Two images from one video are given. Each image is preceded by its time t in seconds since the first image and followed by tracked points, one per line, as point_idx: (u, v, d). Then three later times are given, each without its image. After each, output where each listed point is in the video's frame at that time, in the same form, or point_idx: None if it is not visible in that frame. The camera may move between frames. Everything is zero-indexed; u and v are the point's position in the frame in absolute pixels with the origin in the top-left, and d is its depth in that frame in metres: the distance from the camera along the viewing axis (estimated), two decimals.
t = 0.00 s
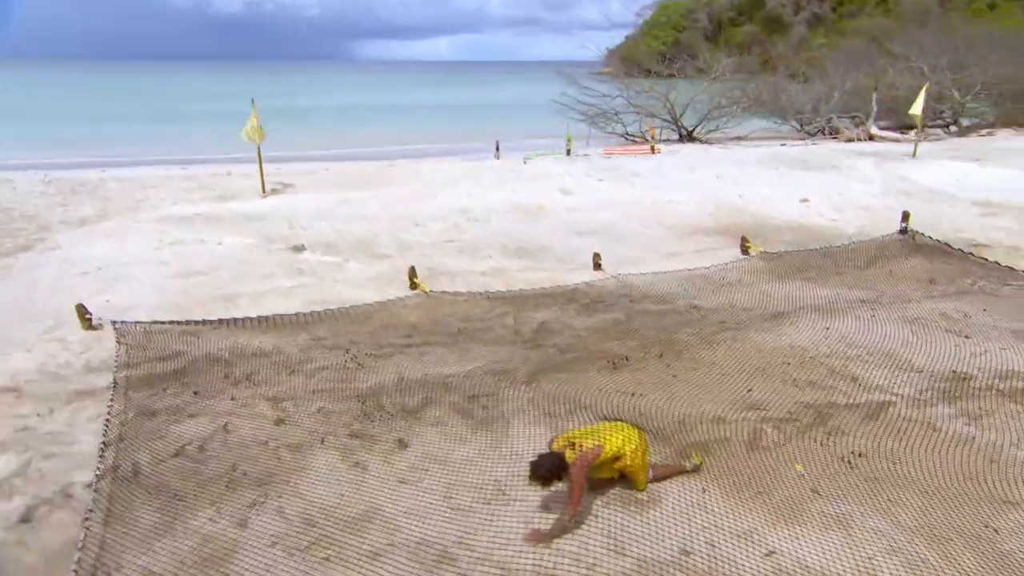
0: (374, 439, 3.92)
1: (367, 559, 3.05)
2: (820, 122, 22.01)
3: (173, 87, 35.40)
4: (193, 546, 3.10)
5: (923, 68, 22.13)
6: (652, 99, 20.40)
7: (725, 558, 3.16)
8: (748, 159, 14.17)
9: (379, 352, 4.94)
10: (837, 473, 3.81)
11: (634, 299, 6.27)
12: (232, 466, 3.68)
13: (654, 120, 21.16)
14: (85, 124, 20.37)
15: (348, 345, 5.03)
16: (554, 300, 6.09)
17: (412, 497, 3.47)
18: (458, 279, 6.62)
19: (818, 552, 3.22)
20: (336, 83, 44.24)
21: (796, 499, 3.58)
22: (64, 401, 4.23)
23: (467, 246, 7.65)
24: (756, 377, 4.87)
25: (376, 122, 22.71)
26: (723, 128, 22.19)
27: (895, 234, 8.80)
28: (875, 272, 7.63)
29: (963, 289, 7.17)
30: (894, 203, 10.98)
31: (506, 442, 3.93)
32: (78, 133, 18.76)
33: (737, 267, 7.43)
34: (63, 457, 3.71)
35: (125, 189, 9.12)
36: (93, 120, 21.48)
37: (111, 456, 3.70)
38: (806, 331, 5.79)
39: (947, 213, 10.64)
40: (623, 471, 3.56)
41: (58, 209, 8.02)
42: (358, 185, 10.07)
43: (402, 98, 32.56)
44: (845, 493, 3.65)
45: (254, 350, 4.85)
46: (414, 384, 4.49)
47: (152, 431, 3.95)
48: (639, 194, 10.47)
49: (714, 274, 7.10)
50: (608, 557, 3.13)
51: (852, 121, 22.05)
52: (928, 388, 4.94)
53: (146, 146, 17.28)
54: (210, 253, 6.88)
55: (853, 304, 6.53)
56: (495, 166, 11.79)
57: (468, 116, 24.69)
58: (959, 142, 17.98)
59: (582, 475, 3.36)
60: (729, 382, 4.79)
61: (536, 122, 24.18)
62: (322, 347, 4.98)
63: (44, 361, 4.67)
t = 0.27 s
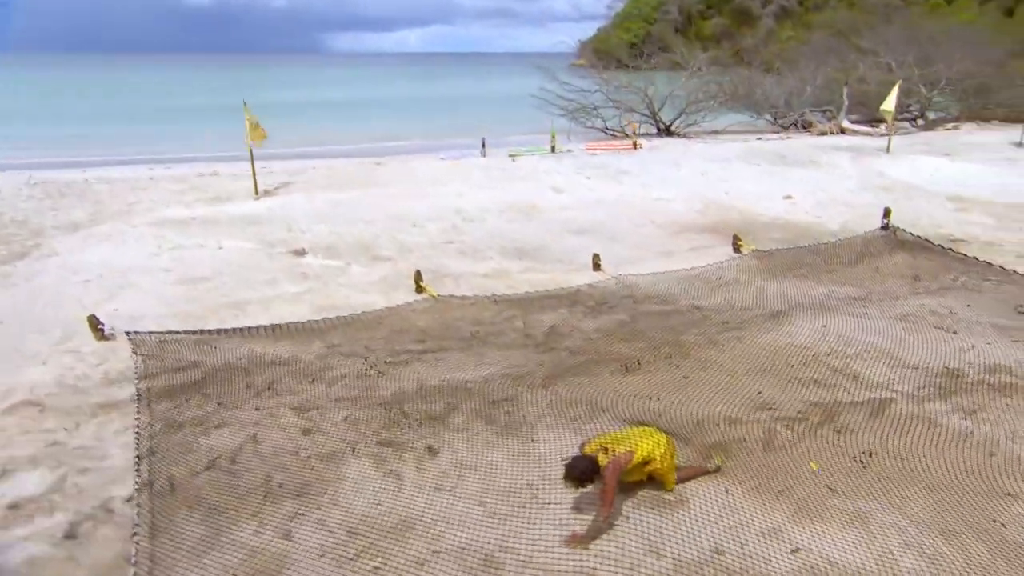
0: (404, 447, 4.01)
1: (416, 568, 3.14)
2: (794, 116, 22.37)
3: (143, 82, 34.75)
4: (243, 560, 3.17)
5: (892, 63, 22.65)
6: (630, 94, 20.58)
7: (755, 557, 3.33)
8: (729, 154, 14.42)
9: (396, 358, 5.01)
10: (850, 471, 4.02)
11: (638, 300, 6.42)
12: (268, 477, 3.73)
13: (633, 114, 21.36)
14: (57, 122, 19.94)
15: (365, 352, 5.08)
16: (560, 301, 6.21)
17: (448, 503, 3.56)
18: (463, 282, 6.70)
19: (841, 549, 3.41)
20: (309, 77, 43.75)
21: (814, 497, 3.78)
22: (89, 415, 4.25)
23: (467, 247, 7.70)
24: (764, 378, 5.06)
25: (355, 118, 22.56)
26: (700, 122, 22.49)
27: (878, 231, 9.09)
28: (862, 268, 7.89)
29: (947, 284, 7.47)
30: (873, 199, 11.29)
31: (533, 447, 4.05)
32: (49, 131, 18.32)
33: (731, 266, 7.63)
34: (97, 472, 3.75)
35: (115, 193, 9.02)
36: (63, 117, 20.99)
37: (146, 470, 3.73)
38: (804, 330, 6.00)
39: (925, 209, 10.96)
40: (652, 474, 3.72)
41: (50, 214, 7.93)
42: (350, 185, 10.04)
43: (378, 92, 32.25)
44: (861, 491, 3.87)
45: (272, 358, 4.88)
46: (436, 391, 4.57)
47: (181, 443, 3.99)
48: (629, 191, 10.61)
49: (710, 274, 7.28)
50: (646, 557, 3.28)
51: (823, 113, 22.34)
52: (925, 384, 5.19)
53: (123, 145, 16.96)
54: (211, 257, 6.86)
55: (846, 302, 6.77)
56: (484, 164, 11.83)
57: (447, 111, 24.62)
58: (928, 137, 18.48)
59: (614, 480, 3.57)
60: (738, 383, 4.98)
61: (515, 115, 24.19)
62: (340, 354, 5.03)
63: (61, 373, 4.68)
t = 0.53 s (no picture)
0: (433, 448, 4.15)
1: (461, 565, 3.30)
2: (763, 109, 22.79)
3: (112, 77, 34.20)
4: (293, 562, 3.29)
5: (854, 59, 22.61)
6: (607, 88, 20.82)
7: (775, 544, 3.58)
8: (708, 148, 14.74)
9: (413, 359, 5.14)
10: (853, 462, 4.32)
11: (637, 296, 6.64)
12: (304, 481, 3.84)
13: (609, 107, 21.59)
14: (27, 120, 19.63)
15: (381, 354, 5.20)
16: (563, 299, 6.39)
17: (482, 502, 3.72)
18: (466, 281, 6.85)
19: (852, 535, 3.68)
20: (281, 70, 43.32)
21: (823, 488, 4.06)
22: (116, 422, 4.34)
23: (465, 246, 7.82)
24: (765, 373, 5.32)
25: (333, 112, 22.49)
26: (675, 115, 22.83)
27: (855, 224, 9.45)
28: (845, 261, 8.21)
29: (925, 276, 7.83)
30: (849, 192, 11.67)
31: (556, 445, 4.23)
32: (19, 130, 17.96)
33: (721, 260, 7.90)
34: (135, 480, 3.84)
35: (106, 196, 9.02)
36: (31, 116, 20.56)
37: (183, 477, 3.82)
38: (797, 323, 6.28)
39: (895, 205, 11.27)
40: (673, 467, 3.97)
41: (45, 220, 7.94)
42: (341, 184, 10.09)
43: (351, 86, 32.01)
44: (865, 480, 4.16)
45: (291, 362, 4.98)
46: (456, 392, 4.71)
47: (213, 449, 4.08)
48: (615, 186, 10.82)
49: (703, 269, 7.53)
50: (675, 548, 3.51)
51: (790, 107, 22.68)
52: (913, 374, 5.51)
53: (98, 143, 16.73)
54: (214, 261, 6.91)
55: (833, 294, 7.07)
56: (471, 162, 11.93)
57: (423, 105, 24.60)
58: (893, 130, 19.01)
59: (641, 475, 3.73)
60: (742, 378, 5.23)
61: (492, 109, 24.26)
62: (357, 356, 5.14)
63: (83, 382, 4.75)
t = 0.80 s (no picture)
0: (454, 447, 4.31)
1: (497, 557, 3.47)
2: (729, 105, 22.93)
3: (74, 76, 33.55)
4: (334, 561, 3.41)
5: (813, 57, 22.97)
6: (579, 86, 21.07)
7: (784, 526, 3.83)
8: (682, 145, 15.07)
9: (423, 360, 5.27)
10: (847, 449, 4.62)
11: (630, 293, 6.87)
12: (333, 483, 3.96)
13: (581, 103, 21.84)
14: None
15: (391, 356, 5.32)
16: (559, 298, 6.59)
17: (509, 497, 3.91)
18: (462, 282, 6.99)
19: (853, 515, 3.97)
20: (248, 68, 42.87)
21: (821, 473, 4.35)
22: (139, 431, 4.41)
23: (457, 247, 7.96)
24: (760, 367, 5.60)
25: (304, 111, 22.39)
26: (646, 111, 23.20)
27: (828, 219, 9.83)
28: (821, 255, 8.56)
29: (896, 269, 8.21)
30: (818, 187, 12.09)
31: (571, 442, 4.42)
32: None
33: (706, 257, 8.18)
34: (167, 488, 3.92)
35: (90, 203, 9.01)
36: None
37: (214, 484, 3.90)
38: (783, 316, 6.59)
39: (862, 200, 11.68)
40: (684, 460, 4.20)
41: (31, 228, 8.00)
42: (327, 187, 10.15)
43: (319, 83, 31.76)
44: (859, 465, 4.46)
45: (305, 366, 5.07)
46: (470, 392, 4.86)
47: (239, 454, 4.17)
48: (595, 185, 11.05)
49: (689, 265, 7.80)
50: (692, 534, 3.76)
51: (754, 101, 22.85)
52: (893, 363, 5.85)
53: (66, 146, 16.50)
54: (212, 268, 6.97)
55: (814, 288, 7.40)
56: (453, 161, 12.04)
57: (395, 103, 24.56)
58: (854, 125, 19.62)
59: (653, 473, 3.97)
60: (738, 373, 5.50)
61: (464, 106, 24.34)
62: (367, 358, 5.25)
63: (99, 393, 4.80)
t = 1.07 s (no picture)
0: (473, 449, 4.48)
1: (527, 554, 3.65)
2: (696, 108, 23.39)
3: (39, 82, 33.00)
4: (372, 563, 3.55)
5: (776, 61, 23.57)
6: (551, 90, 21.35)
7: (790, 514, 4.09)
8: (656, 149, 15.43)
9: (432, 367, 5.41)
10: (839, 440, 4.91)
11: (624, 296, 7.10)
12: (360, 487, 4.09)
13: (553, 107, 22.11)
14: None
15: (400, 363, 5.45)
16: (556, 302, 6.78)
17: (532, 496, 4.09)
18: (459, 288, 7.14)
19: (850, 502, 4.25)
20: (214, 74, 42.48)
21: (818, 463, 4.63)
22: (160, 444, 4.48)
23: (450, 253, 8.12)
24: (752, 364, 5.88)
25: (275, 118, 22.31)
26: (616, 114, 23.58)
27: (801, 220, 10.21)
28: (798, 255, 8.92)
29: (869, 267, 8.59)
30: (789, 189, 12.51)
31: (584, 442, 4.63)
32: None
33: (691, 259, 8.47)
34: (198, 498, 4.02)
35: (77, 215, 9.22)
36: None
37: (244, 493, 4.00)
38: (769, 315, 6.89)
39: (831, 201, 12.11)
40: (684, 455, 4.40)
41: (19, 241, 8.19)
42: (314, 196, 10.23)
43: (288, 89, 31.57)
44: (852, 454, 4.75)
45: (317, 375, 5.18)
46: (482, 396, 5.02)
47: (265, 463, 4.27)
48: (577, 189, 11.29)
49: (676, 267, 8.07)
50: (705, 525, 4.00)
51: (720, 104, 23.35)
52: (875, 358, 6.18)
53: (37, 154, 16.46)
54: (210, 279, 7.07)
55: (795, 288, 7.73)
56: (435, 168, 12.18)
57: (367, 108, 24.58)
58: (816, 127, 20.24)
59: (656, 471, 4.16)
60: (732, 370, 5.77)
61: (437, 110, 24.45)
62: (378, 366, 5.38)
63: (116, 408, 4.86)
